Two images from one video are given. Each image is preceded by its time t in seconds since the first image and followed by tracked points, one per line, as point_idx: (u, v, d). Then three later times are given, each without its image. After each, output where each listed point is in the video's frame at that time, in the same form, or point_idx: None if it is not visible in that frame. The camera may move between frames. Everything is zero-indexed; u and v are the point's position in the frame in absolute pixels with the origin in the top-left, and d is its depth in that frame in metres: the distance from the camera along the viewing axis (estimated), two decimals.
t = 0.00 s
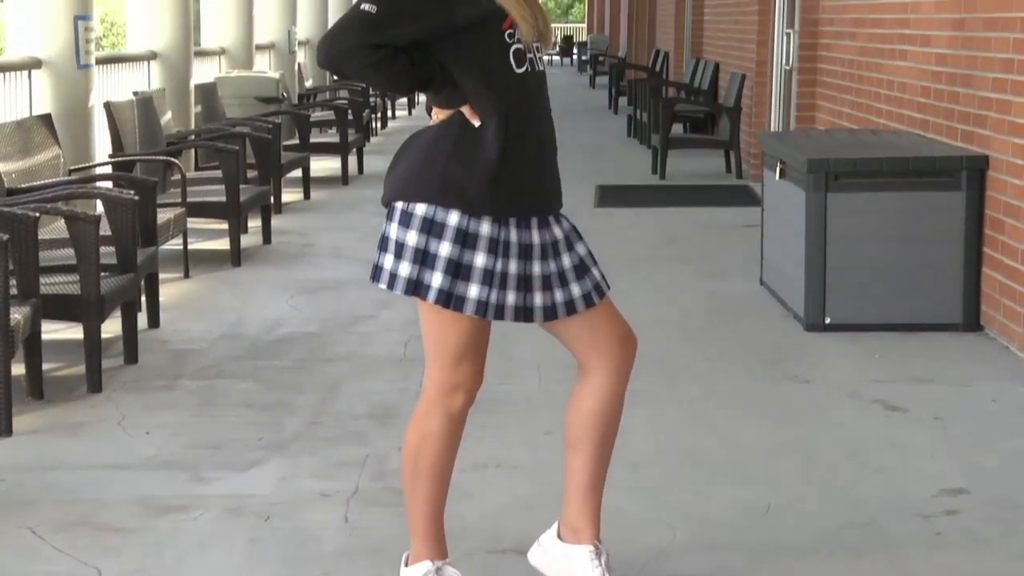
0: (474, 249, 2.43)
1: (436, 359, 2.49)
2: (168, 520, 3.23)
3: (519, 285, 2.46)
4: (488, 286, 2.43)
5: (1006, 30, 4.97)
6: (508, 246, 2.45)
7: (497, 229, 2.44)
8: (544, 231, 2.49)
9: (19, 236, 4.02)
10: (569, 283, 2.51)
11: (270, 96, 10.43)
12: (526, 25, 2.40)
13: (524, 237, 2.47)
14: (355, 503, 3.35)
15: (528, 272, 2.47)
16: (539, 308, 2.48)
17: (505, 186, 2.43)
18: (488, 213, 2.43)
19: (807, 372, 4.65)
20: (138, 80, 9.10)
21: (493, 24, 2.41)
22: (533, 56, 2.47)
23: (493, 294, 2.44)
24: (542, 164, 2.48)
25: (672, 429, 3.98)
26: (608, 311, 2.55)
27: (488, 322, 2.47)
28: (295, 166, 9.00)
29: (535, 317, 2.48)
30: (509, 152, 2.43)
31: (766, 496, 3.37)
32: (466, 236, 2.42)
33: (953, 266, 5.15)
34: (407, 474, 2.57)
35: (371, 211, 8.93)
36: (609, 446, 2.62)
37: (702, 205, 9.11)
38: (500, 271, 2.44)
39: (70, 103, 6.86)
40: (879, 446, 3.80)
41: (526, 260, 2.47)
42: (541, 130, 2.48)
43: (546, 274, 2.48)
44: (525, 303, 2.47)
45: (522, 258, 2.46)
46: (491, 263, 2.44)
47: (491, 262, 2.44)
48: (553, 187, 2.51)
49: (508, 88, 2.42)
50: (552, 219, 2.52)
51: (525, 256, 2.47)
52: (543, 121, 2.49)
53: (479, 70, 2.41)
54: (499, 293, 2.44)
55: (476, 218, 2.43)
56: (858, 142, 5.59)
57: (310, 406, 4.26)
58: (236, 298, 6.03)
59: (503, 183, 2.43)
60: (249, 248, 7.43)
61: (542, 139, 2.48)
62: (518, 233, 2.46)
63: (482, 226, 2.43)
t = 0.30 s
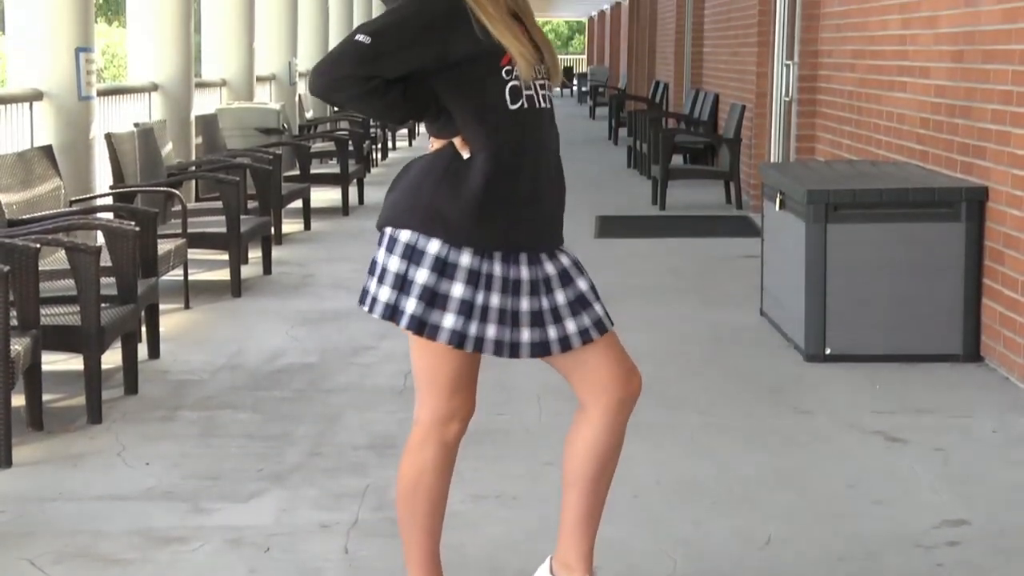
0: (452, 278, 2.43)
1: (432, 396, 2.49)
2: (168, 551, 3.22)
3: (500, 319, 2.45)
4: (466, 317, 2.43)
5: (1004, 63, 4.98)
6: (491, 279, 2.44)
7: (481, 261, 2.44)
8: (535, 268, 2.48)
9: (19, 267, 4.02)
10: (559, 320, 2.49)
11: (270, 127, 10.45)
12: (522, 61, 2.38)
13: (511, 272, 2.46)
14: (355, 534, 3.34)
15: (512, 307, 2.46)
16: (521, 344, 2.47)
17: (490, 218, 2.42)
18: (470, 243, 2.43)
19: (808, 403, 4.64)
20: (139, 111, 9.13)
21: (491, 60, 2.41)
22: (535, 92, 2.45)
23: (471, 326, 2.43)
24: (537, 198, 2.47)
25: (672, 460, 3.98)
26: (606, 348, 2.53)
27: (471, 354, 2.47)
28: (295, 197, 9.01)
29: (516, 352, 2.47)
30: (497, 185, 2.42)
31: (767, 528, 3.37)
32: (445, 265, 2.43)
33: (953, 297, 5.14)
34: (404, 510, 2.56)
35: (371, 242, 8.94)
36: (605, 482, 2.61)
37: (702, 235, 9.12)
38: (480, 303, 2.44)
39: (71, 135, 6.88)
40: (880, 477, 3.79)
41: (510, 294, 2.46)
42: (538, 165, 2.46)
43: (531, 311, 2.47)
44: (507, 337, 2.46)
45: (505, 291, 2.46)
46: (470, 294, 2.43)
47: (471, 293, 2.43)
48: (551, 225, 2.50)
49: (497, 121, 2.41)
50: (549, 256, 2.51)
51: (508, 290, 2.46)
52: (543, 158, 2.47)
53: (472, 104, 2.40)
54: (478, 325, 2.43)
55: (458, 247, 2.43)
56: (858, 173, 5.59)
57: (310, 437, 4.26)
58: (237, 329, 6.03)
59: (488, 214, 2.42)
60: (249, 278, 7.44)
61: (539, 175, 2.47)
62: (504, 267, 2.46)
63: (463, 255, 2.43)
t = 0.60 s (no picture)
0: (412, 282, 2.41)
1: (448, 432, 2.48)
2: (167, 571, 3.22)
3: (450, 331, 2.37)
4: (416, 322, 2.39)
5: (1003, 83, 5.00)
6: (449, 290, 2.38)
7: (442, 272, 2.38)
8: (504, 286, 2.37)
9: (19, 286, 4.01)
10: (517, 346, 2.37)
11: (271, 147, 10.47)
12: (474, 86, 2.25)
13: (476, 287, 2.37)
14: (355, 554, 3.33)
15: (471, 322, 2.38)
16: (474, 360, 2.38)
17: (446, 230, 2.36)
18: (429, 252, 2.38)
19: (808, 423, 4.64)
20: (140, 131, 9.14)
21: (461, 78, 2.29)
22: (515, 112, 2.28)
23: (421, 332, 2.39)
24: (507, 217, 2.33)
25: (672, 480, 3.97)
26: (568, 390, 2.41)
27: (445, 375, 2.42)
28: (296, 217, 9.01)
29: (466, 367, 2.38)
30: (453, 198, 2.34)
31: (768, 548, 3.36)
32: (410, 269, 2.42)
33: (953, 316, 5.14)
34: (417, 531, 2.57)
35: (371, 261, 8.94)
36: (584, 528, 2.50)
37: (702, 255, 9.12)
38: (435, 312, 2.39)
39: (71, 155, 6.89)
40: (882, 497, 3.78)
41: (471, 309, 2.37)
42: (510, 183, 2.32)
43: (489, 328, 2.37)
44: (457, 350, 2.38)
45: (466, 306, 2.37)
46: (425, 302, 2.39)
47: (427, 301, 2.39)
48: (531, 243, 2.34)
49: (458, 138, 2.31)
50: (532, 279, 2.37)
51: (471, 305, 2.38)
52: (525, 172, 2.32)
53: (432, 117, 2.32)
54: (428, 333, 2.39)
55: (421, 254, 2.40)
56: (859, 193, 5.59)
57: (310, 457, 4.25)
58: (236, 349, 6.03)
59: (444, 226, 2.36)
60: (250, 298, 7.43)
61: (509, 193, 2.33)
62: (467, 281, 2.37)
63: (427, 263, 2.40)
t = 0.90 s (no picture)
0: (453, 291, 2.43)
1: (463, 493, 2.36)
2: None
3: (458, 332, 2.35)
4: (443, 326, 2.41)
5: (1002, 99, 5.01)
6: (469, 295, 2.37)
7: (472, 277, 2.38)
8: (510, 291, 2.33)
9: (19, 303, 4.01)
10: (511, 352, 2.31)
11: (272, 163, 10.48)
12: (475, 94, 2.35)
13: (488, 292, 2.35)
14: (354, 570, 3.33)
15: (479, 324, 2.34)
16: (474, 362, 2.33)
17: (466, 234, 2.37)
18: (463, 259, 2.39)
19: (809, 439, 4.63)
20: (140, 147, 9.15)
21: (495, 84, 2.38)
22: (507, 121, 2.30)
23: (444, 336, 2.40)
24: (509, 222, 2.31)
25: (673, 496, 3.97)
26: (621, 393, 2.34)
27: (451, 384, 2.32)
28: (296, 233, 9.02)
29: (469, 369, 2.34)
30: (471, 203, 2.36)
31: (768, 564, 3.36)
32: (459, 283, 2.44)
33: (953, 333, 5.14)
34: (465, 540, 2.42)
35: (371, 278, 8.94)
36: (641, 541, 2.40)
37: (702, 271, 9.12)
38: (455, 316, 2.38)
39: (71, 171, 6.90)
40: (882, 514, 3.78)
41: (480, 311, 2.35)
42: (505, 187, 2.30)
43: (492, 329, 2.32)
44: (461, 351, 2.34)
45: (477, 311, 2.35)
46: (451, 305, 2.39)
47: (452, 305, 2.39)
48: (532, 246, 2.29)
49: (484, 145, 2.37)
50: (535, 287, 2.32)
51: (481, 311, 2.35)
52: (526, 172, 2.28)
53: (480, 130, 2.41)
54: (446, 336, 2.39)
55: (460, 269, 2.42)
56: (860, 210, 5.60)
57: (310, 474, 4.25)
58: (236, 365, 6.02)
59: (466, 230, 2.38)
60: (250, 314, 7.44)
61: (504, 196, 2.31)
62: (481, 285, 2.36)
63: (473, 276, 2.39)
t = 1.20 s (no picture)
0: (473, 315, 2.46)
1: (455, 505, 2.38)
2: None
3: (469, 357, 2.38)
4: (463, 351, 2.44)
5: (1001, 117, 5.01)
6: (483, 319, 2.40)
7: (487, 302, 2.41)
8: (515, 314, 2.35)
9: (19, 321, 4.01)
10: (515, 373, 2.33)
11: (272, 181, 10.49)
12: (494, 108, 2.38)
13: (499, 316, 2.37)
14: None
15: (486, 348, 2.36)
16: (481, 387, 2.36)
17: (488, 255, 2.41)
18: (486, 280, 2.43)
19: (809, 458, 4.63)
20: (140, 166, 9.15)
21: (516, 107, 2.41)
22: (517, 141, 2.31)
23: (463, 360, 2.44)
24: (516, 244, 2.33)
25: (673, 515, 3.96)
26: (629, 413, 2.34)
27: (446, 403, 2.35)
28: (296, 251, 9.01)
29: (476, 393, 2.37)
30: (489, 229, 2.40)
31: None
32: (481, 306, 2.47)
33: (953, 352, 5.14)
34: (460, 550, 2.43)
35: (370, 296, 8.94)
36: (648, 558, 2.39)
37: (702, 289, 9.12)
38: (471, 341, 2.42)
39: (71, 189, 6.90)
40: (882, 532, 3.78)
41: (489, 335, 2.37)
42: (510, 207, 2.33)
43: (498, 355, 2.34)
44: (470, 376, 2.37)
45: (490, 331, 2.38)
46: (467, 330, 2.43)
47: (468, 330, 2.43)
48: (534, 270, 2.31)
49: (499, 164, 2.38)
50: (536, 308, 2.33)
51: (494, 331, 2.37)
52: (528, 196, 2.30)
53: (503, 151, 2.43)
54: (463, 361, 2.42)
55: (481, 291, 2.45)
56: (860, 228, 5.60)
57: (310, 492, 4.25)
58: (236, 383, 6.02)
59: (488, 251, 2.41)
60: (250, 332, 7.44)
61: (510, 217, 2.33)
62: (494, 309, 2.39)
63: (491, 298, 2.42)
